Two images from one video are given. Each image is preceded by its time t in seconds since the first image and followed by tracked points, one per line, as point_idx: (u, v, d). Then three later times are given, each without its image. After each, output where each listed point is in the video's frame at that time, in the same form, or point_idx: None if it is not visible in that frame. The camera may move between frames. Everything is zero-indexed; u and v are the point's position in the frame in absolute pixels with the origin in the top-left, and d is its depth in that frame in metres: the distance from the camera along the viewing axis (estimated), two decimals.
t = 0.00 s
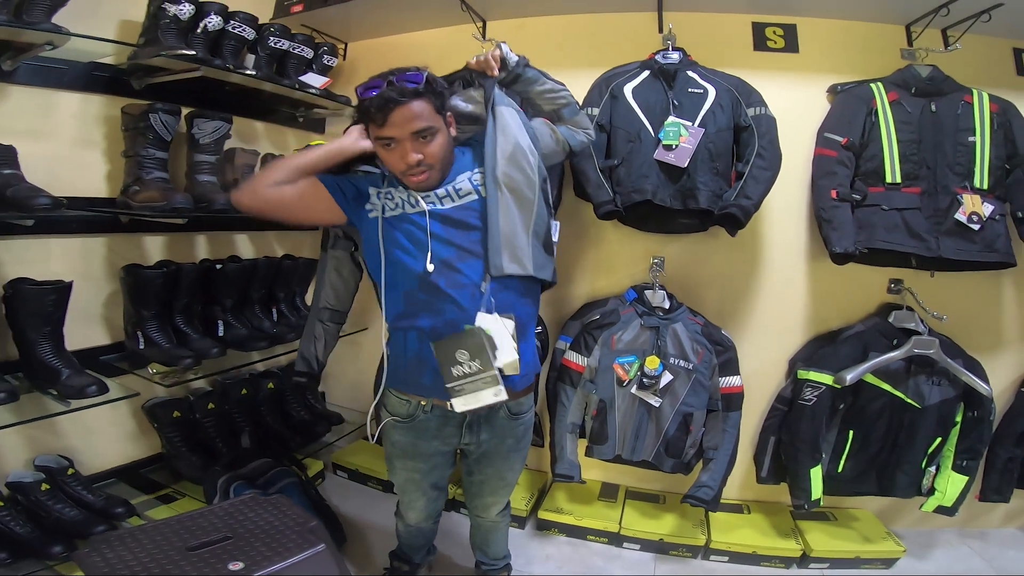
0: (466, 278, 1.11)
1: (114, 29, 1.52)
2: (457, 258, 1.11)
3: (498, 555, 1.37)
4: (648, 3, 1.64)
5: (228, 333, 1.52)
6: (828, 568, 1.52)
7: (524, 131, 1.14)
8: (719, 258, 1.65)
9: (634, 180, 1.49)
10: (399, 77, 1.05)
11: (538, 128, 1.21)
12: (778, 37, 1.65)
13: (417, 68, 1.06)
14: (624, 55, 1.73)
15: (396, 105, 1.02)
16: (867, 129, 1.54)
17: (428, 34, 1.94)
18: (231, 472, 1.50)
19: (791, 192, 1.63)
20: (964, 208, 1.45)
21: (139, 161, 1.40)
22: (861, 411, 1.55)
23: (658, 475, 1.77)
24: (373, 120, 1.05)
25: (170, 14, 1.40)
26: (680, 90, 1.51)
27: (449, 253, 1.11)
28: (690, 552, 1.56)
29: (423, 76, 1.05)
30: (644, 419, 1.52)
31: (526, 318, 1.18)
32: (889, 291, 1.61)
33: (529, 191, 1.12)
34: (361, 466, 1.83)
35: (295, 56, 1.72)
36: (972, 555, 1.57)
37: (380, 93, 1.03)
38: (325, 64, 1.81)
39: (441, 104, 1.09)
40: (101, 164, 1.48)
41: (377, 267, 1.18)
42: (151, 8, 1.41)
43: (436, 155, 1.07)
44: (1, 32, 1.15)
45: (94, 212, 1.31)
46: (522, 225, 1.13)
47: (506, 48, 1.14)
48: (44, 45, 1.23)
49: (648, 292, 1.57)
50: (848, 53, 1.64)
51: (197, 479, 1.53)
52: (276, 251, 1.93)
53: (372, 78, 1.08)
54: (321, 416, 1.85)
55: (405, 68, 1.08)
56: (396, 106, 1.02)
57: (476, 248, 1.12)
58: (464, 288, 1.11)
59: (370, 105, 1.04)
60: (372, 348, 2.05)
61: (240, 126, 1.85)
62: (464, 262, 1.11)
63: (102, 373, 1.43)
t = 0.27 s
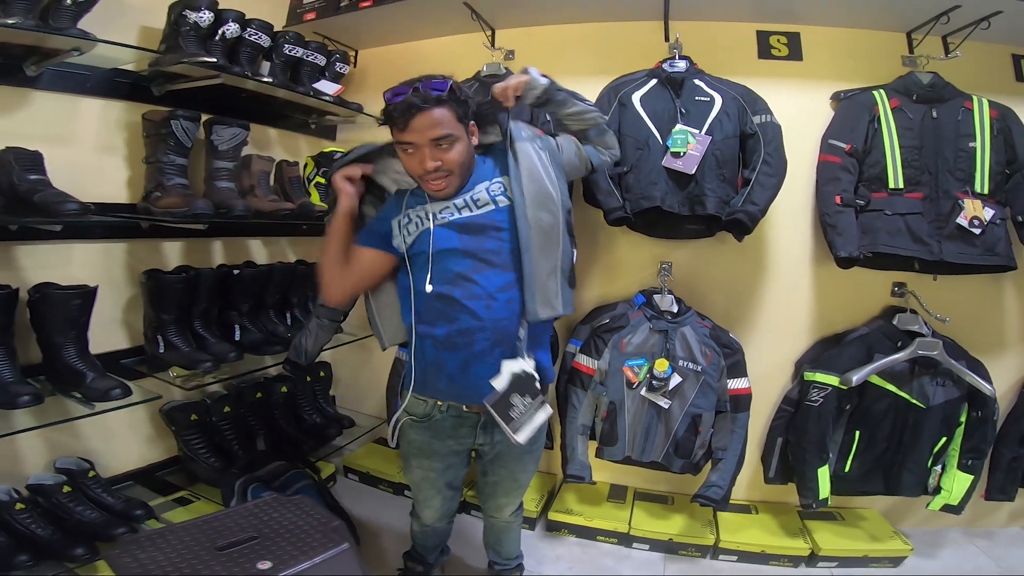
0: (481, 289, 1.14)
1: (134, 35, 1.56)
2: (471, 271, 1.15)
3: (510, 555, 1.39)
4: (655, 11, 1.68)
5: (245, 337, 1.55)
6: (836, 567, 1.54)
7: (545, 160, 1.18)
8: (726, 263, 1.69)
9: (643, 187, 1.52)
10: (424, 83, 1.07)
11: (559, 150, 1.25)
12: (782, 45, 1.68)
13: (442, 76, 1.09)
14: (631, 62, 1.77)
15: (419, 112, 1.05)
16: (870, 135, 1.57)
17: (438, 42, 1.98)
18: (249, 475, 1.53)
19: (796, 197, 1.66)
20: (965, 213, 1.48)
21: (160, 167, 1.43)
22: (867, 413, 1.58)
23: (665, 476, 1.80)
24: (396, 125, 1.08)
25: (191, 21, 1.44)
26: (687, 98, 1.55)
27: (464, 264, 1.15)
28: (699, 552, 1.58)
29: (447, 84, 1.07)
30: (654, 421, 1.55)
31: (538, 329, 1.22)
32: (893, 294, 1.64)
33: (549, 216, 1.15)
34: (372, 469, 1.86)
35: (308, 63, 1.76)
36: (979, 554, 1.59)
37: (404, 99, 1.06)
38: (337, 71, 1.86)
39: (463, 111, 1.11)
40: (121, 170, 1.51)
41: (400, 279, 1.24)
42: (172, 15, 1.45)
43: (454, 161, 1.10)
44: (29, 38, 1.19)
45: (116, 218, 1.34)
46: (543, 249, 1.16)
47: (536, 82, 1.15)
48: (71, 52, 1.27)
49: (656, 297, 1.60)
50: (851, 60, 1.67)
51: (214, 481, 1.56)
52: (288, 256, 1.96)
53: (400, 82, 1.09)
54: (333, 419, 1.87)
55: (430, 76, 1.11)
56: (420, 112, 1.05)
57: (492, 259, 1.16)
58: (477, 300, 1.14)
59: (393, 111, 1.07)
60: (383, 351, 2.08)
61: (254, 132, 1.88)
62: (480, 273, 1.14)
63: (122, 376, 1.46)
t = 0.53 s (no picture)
0: (478, 298, 1.21)
1: (147, 41, 1.58)
2: (469, 282, 1.21)
3: (522, 554, 1.41)
4: (658, 16, 1.71)
5: (257, 341, 1.57)
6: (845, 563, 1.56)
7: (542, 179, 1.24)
8: (731, 265, 1.71)
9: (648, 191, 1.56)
10: (433, 90, 1.12)
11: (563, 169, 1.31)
12: (782, 49, 1.71)
13: (453, 82, 1.14)
14: (635, 67, 1.80)
15: (424, 117, 1.11)
16: (871, 137, 1.60)
17: (444, 48, 2.01)
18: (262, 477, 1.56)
19: (799, 199, 1.69)
20: (965, 212, 1.51)
21: (175, 173, 1.45)
22: (872, 410, 1.60)
23: (672, 476, 1.82)
24: (405, 128, 1.15)
25: (203, 27, 1.46)
26: (691, 102, 1.58)
27: (462, 274, 1.22)
28: (708, 550, 1.60)
29: (455, 91, 1.12)
30: (661, 420, 1.57)
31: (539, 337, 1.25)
32: (895, 293, 1.67)
33: (542, 230, 1.20)
34: (382, 471, 1.88)
35: (316, 70, 1.78)
36: (986, 550, 1.61)
37: (413, 103, 1.12)
38: (344, 77, 1.89)
39: (470, 119, 1.16)
40: (136, 177, 1.53)
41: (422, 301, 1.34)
42: (183, 21, 1.46)
43: (456, 167, 1.15)
44: (48, 44, 1.21)
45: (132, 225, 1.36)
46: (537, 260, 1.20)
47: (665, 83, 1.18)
48: (88, 58, 1.30)
49: (662, 298, 1.63)
50: (851, 63, 1.70)
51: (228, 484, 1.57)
52: (297, 262, 1.99)
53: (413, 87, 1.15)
54: (343, 423, 1.89)
55: (442, 82, 1.16)
56: (426, 117, 1.11)
57: (489, 269, 1.22)
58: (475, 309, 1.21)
59: (401, 115, 1.13)
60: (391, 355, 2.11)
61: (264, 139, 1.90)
62: (477, 283, 1.21)
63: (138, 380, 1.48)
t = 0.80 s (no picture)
0: (481, 302, 1.23)
1: (154, 48, 1.59)
2: (475, 286, 1.24)
3: (529, 558, 1.41)
4: (661, 20, 1.72)
5: (265, 347, 1.58)
6: (853, 565, 1.56)
7: (555, 186, 1.24)
8: (736, 268, 1.72)
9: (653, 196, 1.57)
10: (449, 93, 1.17)
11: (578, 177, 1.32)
12: (784, 52, 1.72)
13: (468, 87, 1.18)
14: (638, 71, 1.81)
15: (440, 119, 1.15)
16: (873, 140, 1.61)
17: (447, 54, 2.02)
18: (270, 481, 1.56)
19: (803, 201, 1.70)
20: (968, 214, 1.52)
21: (183, 180, 1.46)
22: (878, 411, 1.61)
23: (678, 478, 1.83)
24: (420, 129, 1.18)
25: (210, 33, 1.47)
26: (694, 106, 1.59)
27: (469, 278, 1.25)
28: (715, 552, 1.60)
29: (470, 95, 1.16)
30: (667, 423, 1.58)
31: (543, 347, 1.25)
32: (899, 295, 1.67)
33: (546, 235, 1.21)
34: (388, 475, 1.89)
35: (321, 75, 1.79)
36: (995, 550, 1.61)
37: (430, 105, 1.16)
38: (348, 82, 1.91)
39: (484, 123, 1.20)
40: (143, 183, 1.54)
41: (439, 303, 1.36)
42: (190, 27, 1.48)
43: (469, 169, 1.18)
44: (58, 51, 1.22)
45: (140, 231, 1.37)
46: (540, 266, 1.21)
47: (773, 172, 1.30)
48: (97, 64, 1.31)
49: (667, 301, 1.63)
50: (853, 65, 1.71)
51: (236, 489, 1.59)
52: (303, 267, 1.99)
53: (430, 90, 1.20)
54: (348, 427, 1.90)
55: (459, 86, 1.20)
56: (441, 120, 1.15)
57: (494, 274, 1.24)
58: (478, 314, 1.23)
59: (418, 116, 1.18)
60: (396, 360, 2.12)
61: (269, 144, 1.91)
62: (482, 287, 1.24)
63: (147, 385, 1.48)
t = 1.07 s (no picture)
0: (477, 309, 1.22)
1: (144, 50, 1.57)
2: (471, 293, 1.23)
3: (526, 565, 1.40)
4: (656, 22, 1.71)
5: (257, 352, 1.56)
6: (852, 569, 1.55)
7: (554, 192, 1.22)
8: (733, 271, 1.71)
9: (648, 199, 1.56)
10: (447, 94, 1.17)
11: (581, 183, 1.29)
12: (780, 54, 1.72)
13: (466, 87, 1.17)
14: (633, 73, 1.80)
15: (437, 120, 1.15)
16: (869, 142, 1.60)
17: (442, 55, 2.01)
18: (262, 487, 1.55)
19: (799, 204, 1.69)
20: (965, 216, 1.51)
21: (173, 183, 1.45)
22: (876, 415, 1.60)
23: (678, 481, 1.80)
24: (419, 130, 1.19)
25: (201, 35, 1.46)
26: (690, 109, 1.58)
27: (465, 285, 1.24)
28: (713, 557, 1.59)
29: (467, 95, 1.15)
30: (664, 428, 1.56)
31: (538, 357, 1.23)
32: (896, 298, 1.66)
33: (541, 242, 1.19)
34: (383, 480, 1.86)
35: (315, 78, 1.78)
36: (994, 554, 1.60)
37: (428, 106, 1.16)
38: (342, 85, 1.89)
39: (483, 125, 1.19)
40: (133, 186, 1.52)
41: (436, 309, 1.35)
42: (182, 29, 1.47)
43: (466, 171, 1.18)
44: (45, 53, 1.20)
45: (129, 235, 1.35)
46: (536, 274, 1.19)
47: (782, 232, 1.37)
48: (85, 66, 1.29)
49: (663, 306, 1.62)
50: (849, 68, 1.70)
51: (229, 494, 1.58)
52: (296, 271, 1.98)
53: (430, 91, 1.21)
54: (343, 432, 1.88)
55: (459, 87, 1.20)
56: (439, 120, 1.15)
57: (490, 281, 1.23)
58: (473, 321, 1.22)
59: (418, 116, 1.18)
60: (391, 364, 2.10)
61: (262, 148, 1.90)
62: (478, 294, 1.23)
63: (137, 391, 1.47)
